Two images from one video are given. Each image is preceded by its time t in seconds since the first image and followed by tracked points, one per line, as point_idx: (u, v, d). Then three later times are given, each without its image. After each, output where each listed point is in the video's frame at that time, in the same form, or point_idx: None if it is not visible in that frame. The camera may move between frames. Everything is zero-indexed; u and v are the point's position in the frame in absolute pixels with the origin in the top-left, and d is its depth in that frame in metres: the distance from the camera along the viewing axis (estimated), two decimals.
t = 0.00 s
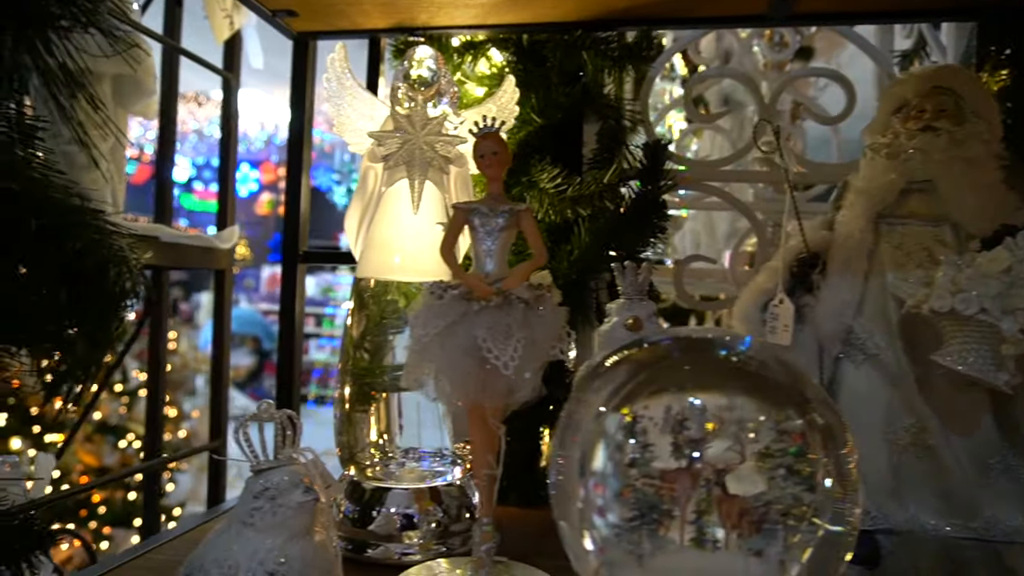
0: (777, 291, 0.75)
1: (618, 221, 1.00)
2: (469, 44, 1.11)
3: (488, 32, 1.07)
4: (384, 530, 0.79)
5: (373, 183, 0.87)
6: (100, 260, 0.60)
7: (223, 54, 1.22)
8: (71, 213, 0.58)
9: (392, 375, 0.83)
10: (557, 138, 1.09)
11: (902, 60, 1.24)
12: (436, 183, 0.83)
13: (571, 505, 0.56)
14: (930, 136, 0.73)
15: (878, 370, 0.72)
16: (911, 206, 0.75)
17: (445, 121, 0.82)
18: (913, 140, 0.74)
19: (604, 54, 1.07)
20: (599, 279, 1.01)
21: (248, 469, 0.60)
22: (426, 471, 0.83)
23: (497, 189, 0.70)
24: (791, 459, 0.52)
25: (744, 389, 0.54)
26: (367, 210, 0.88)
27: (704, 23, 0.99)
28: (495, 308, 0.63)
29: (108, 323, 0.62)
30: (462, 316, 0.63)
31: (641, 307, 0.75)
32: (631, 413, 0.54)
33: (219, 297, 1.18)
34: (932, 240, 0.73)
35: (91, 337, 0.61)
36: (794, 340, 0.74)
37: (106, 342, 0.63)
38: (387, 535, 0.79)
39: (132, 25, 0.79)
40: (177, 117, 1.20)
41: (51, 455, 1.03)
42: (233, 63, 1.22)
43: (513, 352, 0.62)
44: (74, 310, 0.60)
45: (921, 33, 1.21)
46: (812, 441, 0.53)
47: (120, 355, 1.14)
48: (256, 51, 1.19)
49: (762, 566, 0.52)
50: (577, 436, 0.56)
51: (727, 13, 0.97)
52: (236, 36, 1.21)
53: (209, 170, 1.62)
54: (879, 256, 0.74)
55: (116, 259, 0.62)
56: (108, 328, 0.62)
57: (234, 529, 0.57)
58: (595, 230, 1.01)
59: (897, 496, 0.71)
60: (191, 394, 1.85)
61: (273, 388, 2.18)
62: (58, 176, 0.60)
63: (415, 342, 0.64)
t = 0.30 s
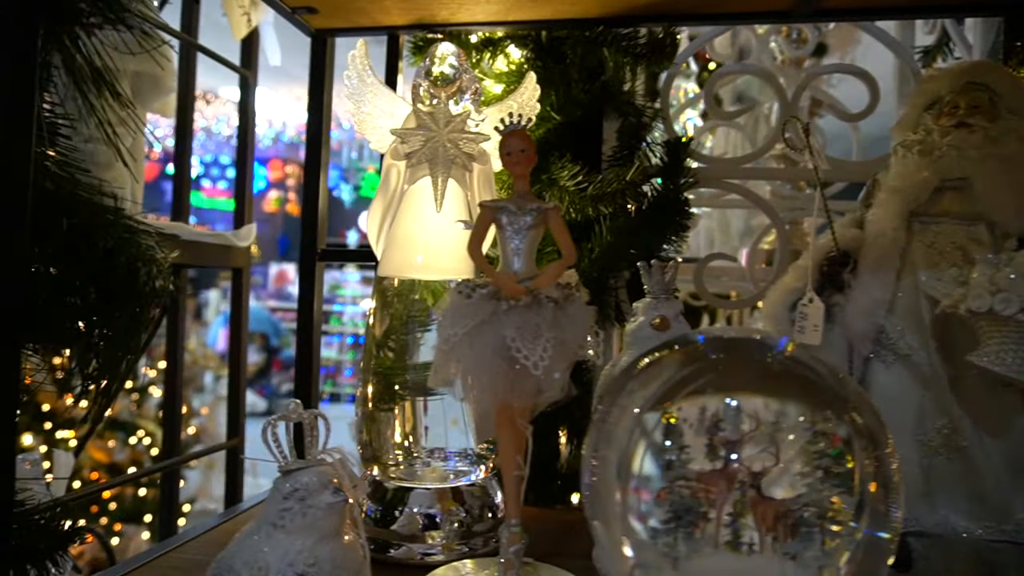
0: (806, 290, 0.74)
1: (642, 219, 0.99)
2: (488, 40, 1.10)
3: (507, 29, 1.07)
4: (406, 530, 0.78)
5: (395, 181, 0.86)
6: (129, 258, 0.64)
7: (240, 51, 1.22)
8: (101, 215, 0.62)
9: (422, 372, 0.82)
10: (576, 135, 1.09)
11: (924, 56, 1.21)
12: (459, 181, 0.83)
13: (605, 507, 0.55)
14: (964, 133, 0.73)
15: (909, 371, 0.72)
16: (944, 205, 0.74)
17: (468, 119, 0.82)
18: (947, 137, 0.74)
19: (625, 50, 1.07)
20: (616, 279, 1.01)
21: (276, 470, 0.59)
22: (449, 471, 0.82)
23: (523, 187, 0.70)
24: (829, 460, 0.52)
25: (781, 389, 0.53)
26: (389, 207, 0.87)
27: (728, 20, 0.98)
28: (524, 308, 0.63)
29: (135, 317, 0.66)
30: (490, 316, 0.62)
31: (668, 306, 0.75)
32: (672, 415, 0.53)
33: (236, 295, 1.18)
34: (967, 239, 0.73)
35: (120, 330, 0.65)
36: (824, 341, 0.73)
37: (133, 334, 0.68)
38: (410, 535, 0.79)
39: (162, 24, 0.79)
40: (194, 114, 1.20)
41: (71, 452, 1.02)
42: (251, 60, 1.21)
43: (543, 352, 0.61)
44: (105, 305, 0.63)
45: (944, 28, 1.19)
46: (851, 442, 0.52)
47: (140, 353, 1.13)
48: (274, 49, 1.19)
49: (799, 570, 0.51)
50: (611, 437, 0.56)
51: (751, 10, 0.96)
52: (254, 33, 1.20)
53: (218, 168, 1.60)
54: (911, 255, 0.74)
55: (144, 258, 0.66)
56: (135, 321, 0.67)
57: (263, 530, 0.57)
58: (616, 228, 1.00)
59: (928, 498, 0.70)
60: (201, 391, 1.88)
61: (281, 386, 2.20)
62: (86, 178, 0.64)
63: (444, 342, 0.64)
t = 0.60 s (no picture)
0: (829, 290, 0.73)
1: (659, 219, 0.99)
2: (503, 38, 1.09)
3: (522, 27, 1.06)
4: (425, 530, 0.79)
5: (412, 181, 0.86)
6: (154, 258, 0.66)
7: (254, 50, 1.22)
8: (127, 215, 0.63)
9: (443, 371, 0.81)
10: (592, 134, 1.08)
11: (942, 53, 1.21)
12: (477, 180, 0.83)
13: (631, 508, 0.55)
14: (991, 131, 0.72)
15: (932, 371, 0.71)
16: (970, 203, 0.73)
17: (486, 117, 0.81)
18: (973, 135, 0.73)
19: (641, 48, 1.06)
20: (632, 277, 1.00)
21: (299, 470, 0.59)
22: (467, 471, 0.81)
23: (544, 187, 0.69)
24: (858, 462, 0.51)
25: (808, 389, 0.53)
26: (407, 207, 0.87)
27: (745, 17, 0.97)
28: (547, 307, 0.62)
29: (158, 316, 0.68)
30: (513, 315, 0.62)
31: (689, 305, 0.74)
32: (707, 413, 0.52)
33: (251, 293, 1.18)
34: (995, 238, 0.71)
35: (143, 327, 0.67)
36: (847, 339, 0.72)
37: (157, 333, 0.69)
38: (428, 535, 0.79)
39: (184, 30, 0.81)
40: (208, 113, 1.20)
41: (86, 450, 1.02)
42: (265, 59, 1.21)
43: (566, 352, 0.61)
44: (130, 303, 0.65)
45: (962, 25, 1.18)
46: (882, 443, 0.52)
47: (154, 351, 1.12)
48: (287, 48, 1.18)
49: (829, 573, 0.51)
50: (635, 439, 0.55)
51: (769, 7, 0.95)
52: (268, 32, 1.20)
53: (225, 166, 1.60)
54: (936, 254, 0.73)
55: (166, 258, 0.67)
56: (158, 321, 0.68)
57: (287, 531, 0.56)
58: (633, 227, 0.99)
59: (952, 499, 0.70)
60: (209, 388, 1.87)
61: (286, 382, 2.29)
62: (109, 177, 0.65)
63: (467, 341, 0.63)
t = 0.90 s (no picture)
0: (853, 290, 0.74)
1: (677, 218, 0.99)
2: (517, 37, 1.09)
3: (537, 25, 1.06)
4: (444, 529, 0.79)
5: (432, 179, 0.86)
6: (181, 257, 0.67)
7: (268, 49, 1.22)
8: (156, 215, 0.64)
9: (468, 368, 0.81)
10: (608, 132, 1.09)
11: (959, 51, 1.20)
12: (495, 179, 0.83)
13: (659, 507, 0.55)
14: (1016, 128, 0.70)
15: (958, 371, 0.70)
16: (996, 202, 0.71)
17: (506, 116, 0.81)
18: (1000, 133, 0.70)
19: (659, 47, 1.05)
20: (648, 275, 1.01)
21: (324, 470, 0.59)
22: (487, 469, 0.81)
23: (567, 186, 0.69)
24: (888, 462, 0.51)
25: (839, 389, 0.52)
26: (425, 206, 0.86)
27: (764, 15, 0.97)
28: (572, 306, 0.62)
29: (185, 315, 0.69)
30: (539, 314, 0.62)
31: (710, 304, 0.74)
32: (742, 413, 0.52)
33: (264, 290, 1.17)
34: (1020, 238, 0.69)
35: (170, 326, 0.68)
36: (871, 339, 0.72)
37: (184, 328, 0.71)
38: (447, 535, 0.79)
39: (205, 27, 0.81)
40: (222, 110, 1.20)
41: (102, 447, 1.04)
42: (279, 58, 1.21)
43: (591, 352, 0.61)
44: (156, 301, 0.67)
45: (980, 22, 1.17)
46: (914, 444, 0.51)
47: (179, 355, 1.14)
48: (303, 47, 1.18)
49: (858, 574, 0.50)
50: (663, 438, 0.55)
51: (787, 5, 0.95)
52: (283, 31, 1.20)
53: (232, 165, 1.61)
54: (963, 254, 0.71)
55: (192, 257, 0.68)
56: (184, 320, 0.69)
57: (314, 530, 0.56)
58: (650, 227, 1.00)
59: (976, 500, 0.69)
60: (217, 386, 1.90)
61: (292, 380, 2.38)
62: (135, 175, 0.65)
63: (492, 341, 0.63)
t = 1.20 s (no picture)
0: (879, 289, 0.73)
1: (697, 215, 1.00)
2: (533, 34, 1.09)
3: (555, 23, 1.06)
4: (467, 527, 0.80)
5: (455, 176, 0.86)
6: (215, 255, 0.67)
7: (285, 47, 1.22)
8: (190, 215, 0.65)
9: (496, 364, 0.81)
10: (625, 131, 1.09)
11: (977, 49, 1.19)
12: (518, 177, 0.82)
13: (693, 505, 0.55)
14: None
15: (984, 369, 0.70)
16: None
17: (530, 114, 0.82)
18: None
19: (680, 45, 1.05)
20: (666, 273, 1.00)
21: (353, 468, 0.59)
22: (511, 467, 0.81)
23: (593, 183, 0.70)
24: (921, 460, 0.50)
25: (874, 387, 0.52)
26: (448, 203, 0.87)
27: (785, 13, 0.96)
28: (601, 305, 0.62)
29: (221, 315, 0.68)
30: (568, 312, 0.62)
31: (735, 303, 0.74)
32: (775, 411, 0.52)
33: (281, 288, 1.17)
34: None
35: (203, 325, 0.67)
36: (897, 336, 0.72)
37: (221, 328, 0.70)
38: (470, 532, 0.79)
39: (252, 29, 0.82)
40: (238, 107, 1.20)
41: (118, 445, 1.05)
42: (296, 56, 1.22)
43: (621, 351, 0.61)
44: (191, 299, 0.66)
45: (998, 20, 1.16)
46: (948, 443, 0.51)
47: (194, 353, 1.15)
48: (319, 45, 1.18)
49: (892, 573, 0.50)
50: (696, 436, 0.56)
51: (807, 3, 0.94)
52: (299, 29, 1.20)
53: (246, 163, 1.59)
54: (990, 250, 0.72)
55: (222, 255, 0.67)
56: (220, 319, 0.68)
57: (346, 528, 0.57)
58: (670, 225, 0.99)
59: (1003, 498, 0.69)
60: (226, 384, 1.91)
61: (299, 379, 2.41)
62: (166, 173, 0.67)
63: (520, 339, 0.63)
